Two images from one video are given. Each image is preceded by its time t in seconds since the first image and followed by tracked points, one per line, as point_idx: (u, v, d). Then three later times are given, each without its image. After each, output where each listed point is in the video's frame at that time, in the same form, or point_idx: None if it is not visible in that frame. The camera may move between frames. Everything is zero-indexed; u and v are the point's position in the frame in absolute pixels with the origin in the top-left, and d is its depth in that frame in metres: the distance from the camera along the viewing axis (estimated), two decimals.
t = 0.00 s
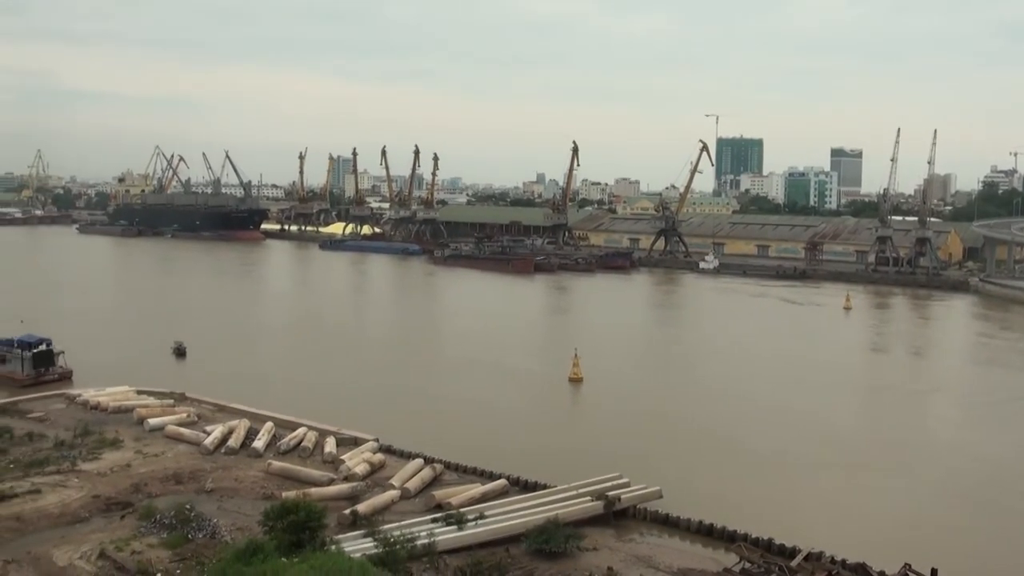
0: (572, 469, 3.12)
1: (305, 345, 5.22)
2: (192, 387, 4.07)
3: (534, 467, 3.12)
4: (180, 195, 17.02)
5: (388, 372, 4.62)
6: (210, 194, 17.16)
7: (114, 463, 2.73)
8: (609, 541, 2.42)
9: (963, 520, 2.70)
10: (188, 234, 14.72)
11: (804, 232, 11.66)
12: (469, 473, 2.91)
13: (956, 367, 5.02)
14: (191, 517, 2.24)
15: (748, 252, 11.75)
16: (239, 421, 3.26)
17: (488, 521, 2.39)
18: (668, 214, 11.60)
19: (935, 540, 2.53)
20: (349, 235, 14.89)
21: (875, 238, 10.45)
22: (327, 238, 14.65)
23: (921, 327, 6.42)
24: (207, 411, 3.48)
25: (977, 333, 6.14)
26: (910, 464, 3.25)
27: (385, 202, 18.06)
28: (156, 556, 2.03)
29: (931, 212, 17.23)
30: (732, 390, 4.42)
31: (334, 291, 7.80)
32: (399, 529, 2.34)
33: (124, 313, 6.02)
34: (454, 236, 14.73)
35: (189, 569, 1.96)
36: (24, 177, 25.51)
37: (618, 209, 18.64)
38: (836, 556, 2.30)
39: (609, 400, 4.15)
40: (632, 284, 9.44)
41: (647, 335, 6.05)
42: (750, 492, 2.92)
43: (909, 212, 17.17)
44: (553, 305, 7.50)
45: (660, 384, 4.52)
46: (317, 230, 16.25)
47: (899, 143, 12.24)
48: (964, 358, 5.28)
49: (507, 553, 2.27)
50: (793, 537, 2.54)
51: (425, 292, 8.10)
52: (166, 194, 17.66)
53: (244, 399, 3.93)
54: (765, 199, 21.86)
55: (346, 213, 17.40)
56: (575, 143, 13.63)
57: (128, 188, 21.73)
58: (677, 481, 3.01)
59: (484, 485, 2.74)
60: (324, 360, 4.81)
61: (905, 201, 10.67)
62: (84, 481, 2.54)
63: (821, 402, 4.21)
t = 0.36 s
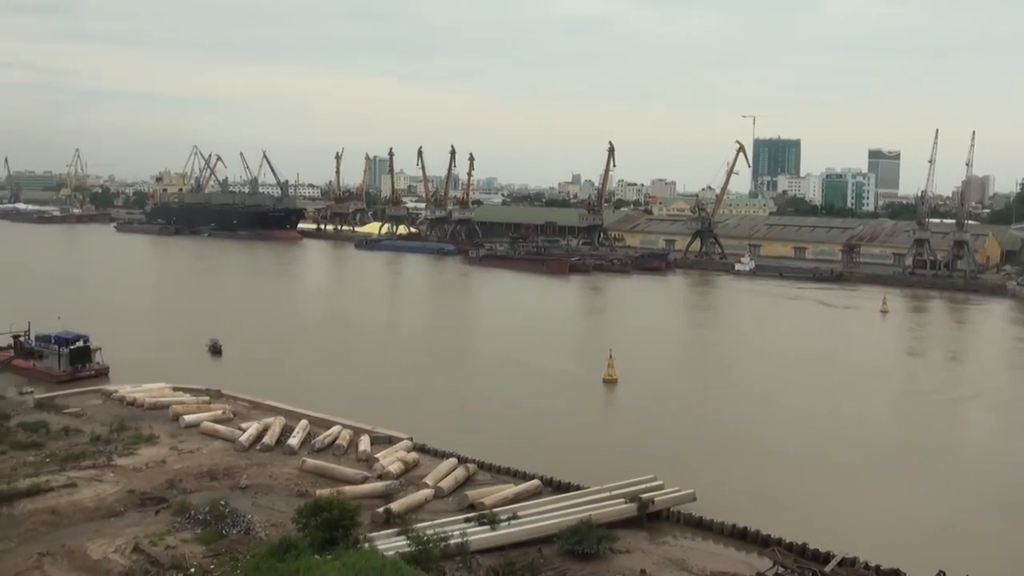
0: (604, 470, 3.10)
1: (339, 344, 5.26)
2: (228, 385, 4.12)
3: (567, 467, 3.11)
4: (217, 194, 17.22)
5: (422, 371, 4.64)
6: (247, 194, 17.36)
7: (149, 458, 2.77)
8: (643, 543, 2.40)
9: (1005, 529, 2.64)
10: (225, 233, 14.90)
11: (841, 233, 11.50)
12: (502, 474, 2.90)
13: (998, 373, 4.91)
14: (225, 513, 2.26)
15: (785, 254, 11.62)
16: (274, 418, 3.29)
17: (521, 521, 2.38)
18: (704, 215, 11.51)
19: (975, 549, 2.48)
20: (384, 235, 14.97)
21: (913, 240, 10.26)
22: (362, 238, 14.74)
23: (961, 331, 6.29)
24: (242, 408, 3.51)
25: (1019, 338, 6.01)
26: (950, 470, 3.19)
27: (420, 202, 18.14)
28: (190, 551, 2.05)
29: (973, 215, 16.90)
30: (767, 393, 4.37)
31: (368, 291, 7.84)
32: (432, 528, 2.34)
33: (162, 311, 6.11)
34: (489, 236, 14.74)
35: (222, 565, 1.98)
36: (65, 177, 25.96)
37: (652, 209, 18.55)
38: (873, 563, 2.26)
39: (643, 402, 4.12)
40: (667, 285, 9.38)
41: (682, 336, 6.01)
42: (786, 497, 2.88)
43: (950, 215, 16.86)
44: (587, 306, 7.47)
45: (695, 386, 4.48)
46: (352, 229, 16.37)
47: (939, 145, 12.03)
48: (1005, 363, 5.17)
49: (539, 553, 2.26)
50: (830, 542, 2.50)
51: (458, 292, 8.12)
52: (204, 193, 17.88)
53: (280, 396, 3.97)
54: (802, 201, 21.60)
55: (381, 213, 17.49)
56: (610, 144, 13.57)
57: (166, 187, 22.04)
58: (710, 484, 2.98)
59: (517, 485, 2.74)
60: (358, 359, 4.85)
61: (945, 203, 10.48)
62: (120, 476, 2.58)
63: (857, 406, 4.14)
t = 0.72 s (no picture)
0: (627, 473, 3.09)
1: (362, 344, 5.28)
2: (253, 385, 4.15)
3: (589, 469, 3.10)
4: (242, 195, 17.37)
5: (445, 372, 4.64)
6: (271, 194, 17.50)
7: (173, 458, 2.80)
8: (665, 546, 2.38)
9: None
10: (250, 234, 15.03)
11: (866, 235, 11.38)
12: (525, 476, 2.90)
13: None
14: (248, 512, 2.28)
15: (810, 256, 11.51)
16: (297, 419, 3.31)
17: (543, 523, 2.38)
18: (728, 217, 11.44)
19: (1003, 556, 2.44)
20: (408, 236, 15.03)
21: (937, 243, 10.11)
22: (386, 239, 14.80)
23: (988, 335, 6.20)
24: (266, 409, 3.54)
25: None
26: (976, 475, 3.14)
27: (444, 203, 18.19)
28: (213, 550, 2.07)
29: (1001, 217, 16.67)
30: (791, 396, 4.33)
31: (391, 292, 7.87)
32: (455, 530, 2.33)
33: (187, 311, 6.17)
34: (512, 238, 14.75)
35: (245, 564, 1.99)
36: (91, 178, 26.28)
37: (676, 211, 18.47)
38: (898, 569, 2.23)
39: (667, 404, 4.10)
40: (691, 287, 9.32)
41: (705, 339, 5.97)
42: (812, 501, 2.85)
43: (977, 217, 16.64)
44: (610, 308, 7.45)
45: (720, 388, 4.45)
46: (376, 230, 16.44)
47: (964, 146, 11.88)
48: None
49: (561, 555, 2.25)
50: (855, 546, 2.47)
51: (481, 293, 8.13)
52: (229, 194, 18.04)
53: (303, 396, 4.00)
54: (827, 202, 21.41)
55: (404, 214, 17.56)
56: (635, 145, 13.53)
57: (191, 188, 22.28)
58: (734, 487, 2.95)
59: (539, 487, 2.73)
60: (381, 360, 4.87)
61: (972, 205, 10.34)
62: (143, 475, 2.60)
63: (880, 409, 4.09)
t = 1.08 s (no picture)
0: (648, 479, 3.07)
1: (383, 350, 5.30)
2: (276, 390, 4.17)
3: (611, 475, 3.09)
4: (266, 201, 17.52)
5: (465, 378, 4.65)
6: (295, 200, 17.63)
7: (196, 461, 2.82)
8: (686, 554, 2.36)
9: None
10: (273, 240, 15.14)
11: (889, 242, 11.24)
12: (546, 482, 2.89)
13: None
14: (270, 516, 2.29)
15: (833, 263, 11.41)
16: (319, 423, 3.32)
17: (564, 530, 2.37)
18: (750, 224, 11.38)
19: None
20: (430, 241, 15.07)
21: (961, 250, 9.98)
22: (409, 245, 14.86)
23: (1015, 342, 6.11)
24: (289, 413, 3.55)
25: None
26: (1002, 484, 3.10)
27: (466, 208, 18.23)
28: (235, 553, 2.08)
29: None
30: (814, 403, 4.29)
31: (413, 297, 7.90)
32: (476, 535, 2.33)
33: (210, 316, 6.22)
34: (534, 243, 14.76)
35: (266, 567, 2.00)
36: (116, 184, 26.60)
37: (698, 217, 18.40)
38: None
39: (688, 411, 4.07)
40: (713, 293, 9.27)
41: (727, 345, 5.93)
42: (834, 509, 2.82)
43: (1004, 223, 16.42)
44: (632, 314, 7.43)
45: (742, 395, 4.42)
46: (398, 236, 16.50)
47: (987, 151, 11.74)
48: None
49: (581, 562, 2.24)
50: (879, 555, 2.43)
51: (503, 299, 8.14)
52: (253, 200, 18.19)
53: (326, 401, 4.02)
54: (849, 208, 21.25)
55: (427, 220, 17.62)
56: (657, 150, 13.49)
57: (214, 194, 22.49)
58: (755, 494, 2.93)
59: (560, 493, 2.72)
60: (402, 365, 4.88)
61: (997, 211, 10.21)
62: (166, 478, 2.62)
63: (903, 417, 4.04)
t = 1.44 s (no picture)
0: (674, 487, 3.05)
1: (408, 356, 5.31)
2: (303, 396, 4.19)
3: (637, 483, 3.07)
4: (291, 208, 17.66)
5: (489, 384, 4.65)
6: (321, 207, 17.76)
7: (222, 466, 2.84)
8: (712, 562, 2.34)
9: None
10: (299, 246, 15.25)
11: (915, 248, 11.11)
12: (571, 489, 2.88)
13: None
14: (295, 521, 2.30)
15: (859, 269, 11.29)
16: (344, 429, 3.34)
17: (588, 537, 2.35)
18: (776, 231, 11.30)
19: None
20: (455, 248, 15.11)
21: (988, 256, 9.84)
22: (434, 251, 14.90)
23: None
24: (314, 419, 3.57)
25: None
26: None
27: (491, 215, 18.26)
28: (261, 558, 2.09)
29: None
30: (842, 410, 4.24)
31: (437, 304, 7.92)
32: (501, 542, 2.32)
33: (235, 322, 6.27)
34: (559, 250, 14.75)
35: (291, 572, 2.01)
36: (144, 192, 26.93)
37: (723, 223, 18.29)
38: None
39: (714, 418, 4.04)
40: (738, 300, 9.21)
41: (753, 352, 5.88)
42: (862, 517, 2.78)
43: None
44: (657, 321, 7.40)
45: (768, 403, 4.38)
46: (423, 243, 16.57)
47: (1013, 155, 11.57)
48: None
49: (605, 569, 2.23)
50: (907, 564, 2.40)
51: (527, 306, 8.13)
52: (278, 207, 18.34)
53: (351, 407, 4.04)
54: (876, 215, 21.02)
55: (451, 226, 17.67)
56: (682, 157, 13.44)
57: (240, 201, 22.70)
58: (782, 502, 2.90)
59: (585, 500, 2.71)
60: (426, 371, 4.89)
61: None
62: (192, 483, 2.64)
63: (930, 424, 3.98)
